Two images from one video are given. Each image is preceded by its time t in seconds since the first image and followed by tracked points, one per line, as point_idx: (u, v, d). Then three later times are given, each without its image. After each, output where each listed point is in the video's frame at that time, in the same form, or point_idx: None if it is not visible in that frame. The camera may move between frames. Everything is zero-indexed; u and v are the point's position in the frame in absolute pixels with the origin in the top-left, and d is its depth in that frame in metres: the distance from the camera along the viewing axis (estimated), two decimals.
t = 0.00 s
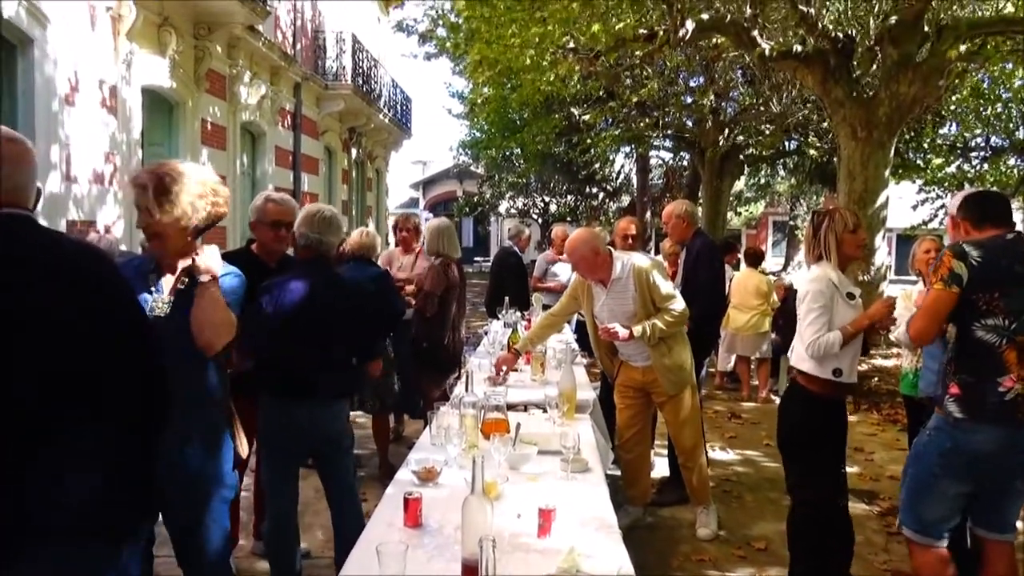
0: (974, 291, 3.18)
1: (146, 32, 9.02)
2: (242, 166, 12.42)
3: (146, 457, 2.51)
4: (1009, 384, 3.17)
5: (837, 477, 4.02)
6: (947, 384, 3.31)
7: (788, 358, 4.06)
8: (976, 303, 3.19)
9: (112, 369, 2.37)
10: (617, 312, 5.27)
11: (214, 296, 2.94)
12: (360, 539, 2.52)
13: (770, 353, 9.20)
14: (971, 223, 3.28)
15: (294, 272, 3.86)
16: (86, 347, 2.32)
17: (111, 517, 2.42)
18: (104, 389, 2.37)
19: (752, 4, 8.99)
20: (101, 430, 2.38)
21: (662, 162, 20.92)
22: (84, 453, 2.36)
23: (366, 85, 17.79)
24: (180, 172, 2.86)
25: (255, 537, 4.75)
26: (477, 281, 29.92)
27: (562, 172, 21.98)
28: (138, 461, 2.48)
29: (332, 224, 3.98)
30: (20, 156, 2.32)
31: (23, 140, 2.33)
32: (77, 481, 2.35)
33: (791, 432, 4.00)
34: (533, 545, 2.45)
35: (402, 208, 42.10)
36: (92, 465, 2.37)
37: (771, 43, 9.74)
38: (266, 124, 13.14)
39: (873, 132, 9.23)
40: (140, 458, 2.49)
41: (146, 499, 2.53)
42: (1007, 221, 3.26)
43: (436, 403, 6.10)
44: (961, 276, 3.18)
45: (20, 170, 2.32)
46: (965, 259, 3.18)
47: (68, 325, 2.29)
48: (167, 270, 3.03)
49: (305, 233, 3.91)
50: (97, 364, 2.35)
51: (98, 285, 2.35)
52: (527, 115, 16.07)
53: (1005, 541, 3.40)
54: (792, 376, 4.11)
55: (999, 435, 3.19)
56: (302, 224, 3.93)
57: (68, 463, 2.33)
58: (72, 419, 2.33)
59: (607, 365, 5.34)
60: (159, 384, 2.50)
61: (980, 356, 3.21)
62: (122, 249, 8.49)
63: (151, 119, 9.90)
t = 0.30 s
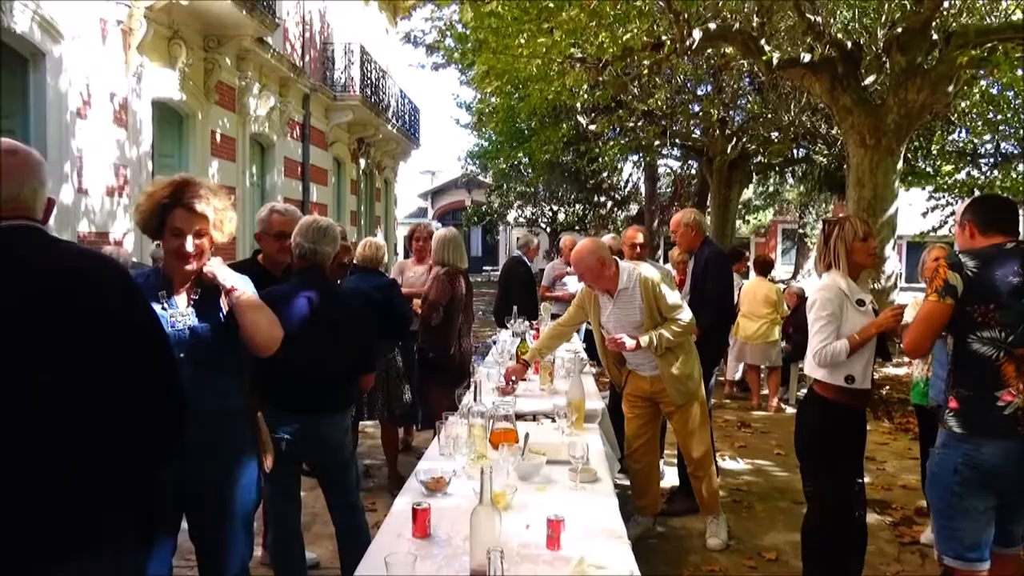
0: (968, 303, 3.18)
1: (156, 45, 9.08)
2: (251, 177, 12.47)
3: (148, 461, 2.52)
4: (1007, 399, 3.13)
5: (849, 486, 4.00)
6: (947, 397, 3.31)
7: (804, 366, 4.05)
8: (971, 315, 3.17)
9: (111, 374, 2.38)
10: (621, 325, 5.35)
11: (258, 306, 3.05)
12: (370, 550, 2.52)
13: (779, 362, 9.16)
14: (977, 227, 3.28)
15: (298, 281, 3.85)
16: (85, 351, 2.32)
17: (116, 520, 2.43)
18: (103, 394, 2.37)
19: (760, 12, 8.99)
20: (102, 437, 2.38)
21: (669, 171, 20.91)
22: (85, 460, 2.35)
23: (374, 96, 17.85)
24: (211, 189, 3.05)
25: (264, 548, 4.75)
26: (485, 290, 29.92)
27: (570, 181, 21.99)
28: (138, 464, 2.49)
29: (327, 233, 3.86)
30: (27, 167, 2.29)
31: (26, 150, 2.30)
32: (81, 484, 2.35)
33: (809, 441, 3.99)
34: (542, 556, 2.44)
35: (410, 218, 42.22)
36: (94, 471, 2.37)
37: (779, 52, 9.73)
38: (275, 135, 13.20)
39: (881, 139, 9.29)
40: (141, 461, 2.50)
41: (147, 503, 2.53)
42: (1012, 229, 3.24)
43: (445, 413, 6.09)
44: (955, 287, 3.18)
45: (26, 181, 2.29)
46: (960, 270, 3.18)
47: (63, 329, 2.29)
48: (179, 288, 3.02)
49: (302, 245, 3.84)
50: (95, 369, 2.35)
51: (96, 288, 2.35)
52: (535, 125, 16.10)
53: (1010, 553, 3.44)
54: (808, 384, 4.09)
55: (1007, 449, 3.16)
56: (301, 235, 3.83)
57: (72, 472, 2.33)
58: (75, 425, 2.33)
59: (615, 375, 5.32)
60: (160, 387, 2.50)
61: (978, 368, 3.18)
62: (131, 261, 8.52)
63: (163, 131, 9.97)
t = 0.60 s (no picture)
0: (986, 311, 3.15)
1: (172, 55, 9.16)
2: (267, 185, 12.54)
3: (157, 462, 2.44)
4: None
5: (865, 496, 3.97)
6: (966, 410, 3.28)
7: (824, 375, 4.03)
8: (989, 324, 3.15)
9: (117, 374, 2.32)
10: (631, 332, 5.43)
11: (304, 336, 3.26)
12: (383, 557, 2.52)
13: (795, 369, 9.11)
14: (985, 236, 3.28)
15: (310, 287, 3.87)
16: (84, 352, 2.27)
17: (118, 522, 2.37)
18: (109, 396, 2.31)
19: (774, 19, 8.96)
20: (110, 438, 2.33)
21: (684, 178, 20.86)
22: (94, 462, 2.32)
23: (389, 104, 17.92)
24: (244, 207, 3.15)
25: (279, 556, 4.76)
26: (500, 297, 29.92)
27: (584, 189, 21.98)
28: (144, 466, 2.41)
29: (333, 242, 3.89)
30: (57, 177, 2.36)
31: (57, 162, 2.37)
32: (87, 486, 2.31)
33: (826, 449, 3.96)
34: (554, 565, 2.44)
35: (424, 225, 42.32)
36: (103, 474, 2.33)
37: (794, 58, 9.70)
38: (290, 144, 13.28)
39: (897, 146, 9.19)
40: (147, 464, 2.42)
41: (149, 510, 2.45)
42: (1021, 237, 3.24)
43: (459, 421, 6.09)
44: (973, 296, 3.15)
45: (56, 191, 2.35)
46: (976, 278, 3.15)
47: (63, 330, 2.25)
48: (201, 297, 3.06)
49: (308, 253, 3.85)
50: (100, 370, 2.30)
51: (97, 287, 2.30)
52: (549, 132, 16.11)
53: None
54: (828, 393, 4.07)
55: None
56: (305, 244, 3.86)
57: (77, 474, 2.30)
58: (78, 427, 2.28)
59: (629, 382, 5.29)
60: (164, 388, 2.41)
61: (997, 378, 3.15)
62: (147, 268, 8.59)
63: (181, 140, 10.05)
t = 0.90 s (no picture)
0: None
1: (212, 66, 9.33)
2: (303, 193, 12.68)
3: (177, 464, 2.36)
4: None
5: (909, 507, 3.89)
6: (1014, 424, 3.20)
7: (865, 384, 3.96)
8: None
9: (142, 374, 2.28)
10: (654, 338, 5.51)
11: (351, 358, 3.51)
12: (419, 562, 2.53)
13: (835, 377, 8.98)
14: (1021, 239, 3.23)
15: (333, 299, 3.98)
16: (111, 350, 2.23)
17: (133, 524, 2.29)
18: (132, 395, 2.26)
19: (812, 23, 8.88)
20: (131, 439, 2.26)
21: (719, 184, 20.72)
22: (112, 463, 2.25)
23: (423, 111, 18.04)
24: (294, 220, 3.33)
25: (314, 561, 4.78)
26: (534, 304, 29.91)
27: (618, 195, 21.91)
28: (163, 466, 2.33)
29: (372, 250, 3.89)
30: (110, 187, 2.34)
31: (109, 173, 2.36)
32: (107, 488, 2.24)
33: (866, 457, 3.91)
34: (591, 572, 2.43)
35: (457, 232, 42.48)
36: (121, 475, 2.26)
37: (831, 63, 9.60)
38: (326, 151, 13.41)
39: (939, 149, 9.03)
40: (166, 464, 2.33)
41: (163, 518, 2.34)
42: None
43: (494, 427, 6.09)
44: None
45: (108, 201, 2.33)
46: None
47: (97, 330, 2.21)
48: (257, 307, 3.15)
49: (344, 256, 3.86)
50: (126, 369, 2.26)
51: (132, 290, 2.28)
52: (582, 138, 16.09)
53: None
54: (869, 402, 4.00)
55: None
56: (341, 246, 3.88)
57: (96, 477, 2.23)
58: (99, 426, 2.22)
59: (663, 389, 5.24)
60: (190, 392, 2.37)
61: None
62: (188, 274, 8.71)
63: (220, 149, 10.21)
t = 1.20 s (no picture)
0: None
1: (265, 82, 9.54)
2: (352, 205, 12.84)
3: (230, 478, 2.38)
4: None
5: (968, 524, 3.78)
6: None
7: (920, 397, 3.87)
8: None
9: (196, 386, 2.31)
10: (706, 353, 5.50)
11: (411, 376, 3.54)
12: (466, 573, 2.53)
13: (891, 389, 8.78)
14: None
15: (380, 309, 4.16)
16: (168, 361, 2.28)
17: (175, 531, 2.32)
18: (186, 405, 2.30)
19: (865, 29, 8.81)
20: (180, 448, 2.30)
21: (768, 192, 20.45)
22: (161, 469, 2.28)
23: (469, 123, 18.16)
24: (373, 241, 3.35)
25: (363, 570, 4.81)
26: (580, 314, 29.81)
27: (665, 204, 21.76)
28: (207, 477, 2.34)
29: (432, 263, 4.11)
30: (169, 204, 2.41)
31: (167, 191, 2.43)
32: (162, 498, 2.29)
33: (924, 471, 3.81)
34: None
35: (503, 242, 42.48)
36: (168, 484, 2.29)
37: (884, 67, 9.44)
38: (374, 164, 13.57)
39: (998, 154, 8.89)
40: (211, 475, 2.35)
41: (214, 530, 2.38)
42: None
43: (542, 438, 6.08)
44: None
45: (166, 218, 2.38)
46: None
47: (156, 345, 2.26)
48: (329, 322, 3.23)
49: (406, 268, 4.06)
50: (182, 383, 2.29)
51: (191, 306, 2.31)
52: (628, 148, 16.03)
53: None
54: (925, 416, 3.91)
55: None
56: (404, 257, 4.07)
57: (144, 483, 2.27)
58: (152, 435, 2.27)
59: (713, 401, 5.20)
60: (244, 409, 2.38)
61: None
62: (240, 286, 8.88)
63: (271, 163, 10.42)
